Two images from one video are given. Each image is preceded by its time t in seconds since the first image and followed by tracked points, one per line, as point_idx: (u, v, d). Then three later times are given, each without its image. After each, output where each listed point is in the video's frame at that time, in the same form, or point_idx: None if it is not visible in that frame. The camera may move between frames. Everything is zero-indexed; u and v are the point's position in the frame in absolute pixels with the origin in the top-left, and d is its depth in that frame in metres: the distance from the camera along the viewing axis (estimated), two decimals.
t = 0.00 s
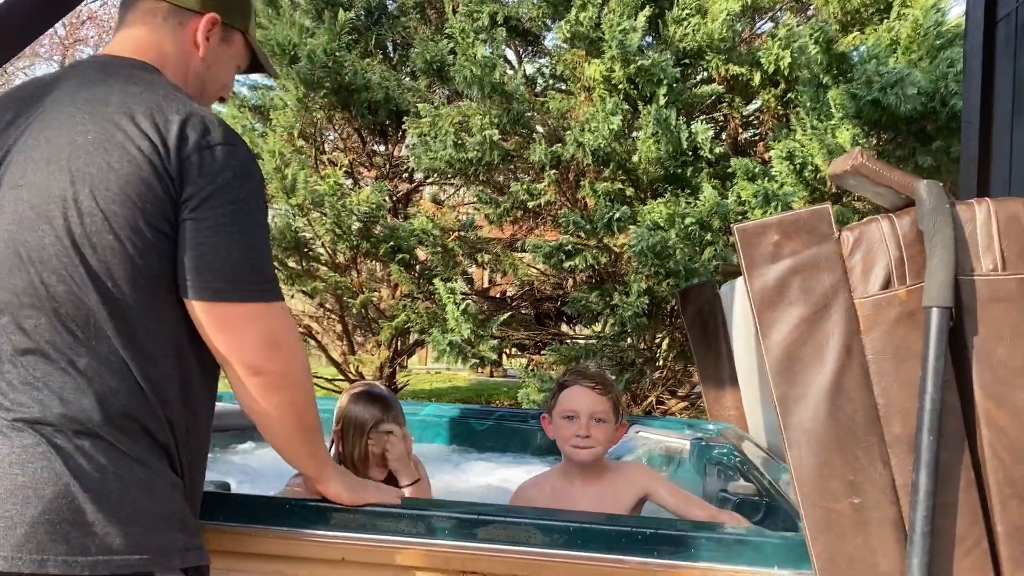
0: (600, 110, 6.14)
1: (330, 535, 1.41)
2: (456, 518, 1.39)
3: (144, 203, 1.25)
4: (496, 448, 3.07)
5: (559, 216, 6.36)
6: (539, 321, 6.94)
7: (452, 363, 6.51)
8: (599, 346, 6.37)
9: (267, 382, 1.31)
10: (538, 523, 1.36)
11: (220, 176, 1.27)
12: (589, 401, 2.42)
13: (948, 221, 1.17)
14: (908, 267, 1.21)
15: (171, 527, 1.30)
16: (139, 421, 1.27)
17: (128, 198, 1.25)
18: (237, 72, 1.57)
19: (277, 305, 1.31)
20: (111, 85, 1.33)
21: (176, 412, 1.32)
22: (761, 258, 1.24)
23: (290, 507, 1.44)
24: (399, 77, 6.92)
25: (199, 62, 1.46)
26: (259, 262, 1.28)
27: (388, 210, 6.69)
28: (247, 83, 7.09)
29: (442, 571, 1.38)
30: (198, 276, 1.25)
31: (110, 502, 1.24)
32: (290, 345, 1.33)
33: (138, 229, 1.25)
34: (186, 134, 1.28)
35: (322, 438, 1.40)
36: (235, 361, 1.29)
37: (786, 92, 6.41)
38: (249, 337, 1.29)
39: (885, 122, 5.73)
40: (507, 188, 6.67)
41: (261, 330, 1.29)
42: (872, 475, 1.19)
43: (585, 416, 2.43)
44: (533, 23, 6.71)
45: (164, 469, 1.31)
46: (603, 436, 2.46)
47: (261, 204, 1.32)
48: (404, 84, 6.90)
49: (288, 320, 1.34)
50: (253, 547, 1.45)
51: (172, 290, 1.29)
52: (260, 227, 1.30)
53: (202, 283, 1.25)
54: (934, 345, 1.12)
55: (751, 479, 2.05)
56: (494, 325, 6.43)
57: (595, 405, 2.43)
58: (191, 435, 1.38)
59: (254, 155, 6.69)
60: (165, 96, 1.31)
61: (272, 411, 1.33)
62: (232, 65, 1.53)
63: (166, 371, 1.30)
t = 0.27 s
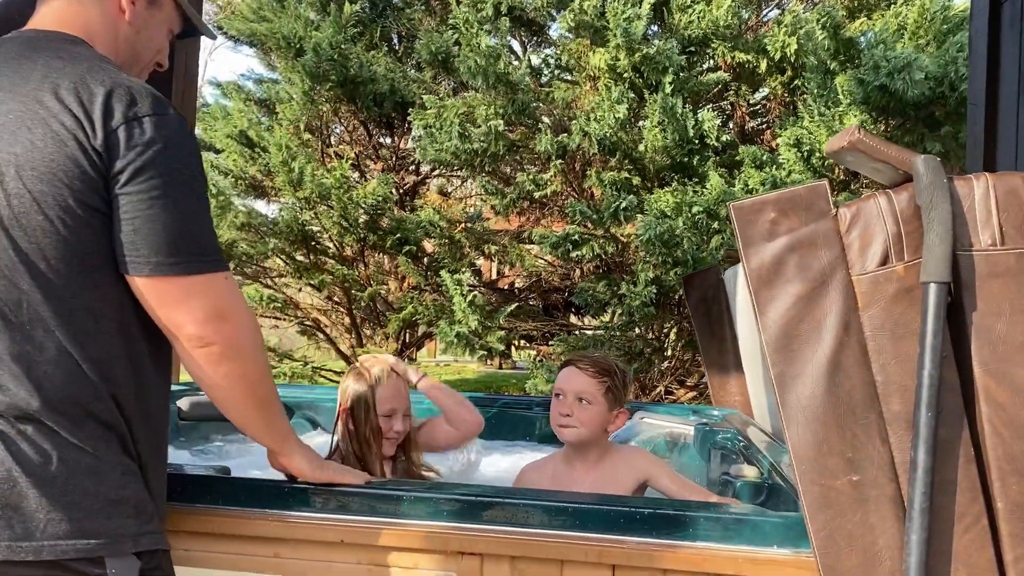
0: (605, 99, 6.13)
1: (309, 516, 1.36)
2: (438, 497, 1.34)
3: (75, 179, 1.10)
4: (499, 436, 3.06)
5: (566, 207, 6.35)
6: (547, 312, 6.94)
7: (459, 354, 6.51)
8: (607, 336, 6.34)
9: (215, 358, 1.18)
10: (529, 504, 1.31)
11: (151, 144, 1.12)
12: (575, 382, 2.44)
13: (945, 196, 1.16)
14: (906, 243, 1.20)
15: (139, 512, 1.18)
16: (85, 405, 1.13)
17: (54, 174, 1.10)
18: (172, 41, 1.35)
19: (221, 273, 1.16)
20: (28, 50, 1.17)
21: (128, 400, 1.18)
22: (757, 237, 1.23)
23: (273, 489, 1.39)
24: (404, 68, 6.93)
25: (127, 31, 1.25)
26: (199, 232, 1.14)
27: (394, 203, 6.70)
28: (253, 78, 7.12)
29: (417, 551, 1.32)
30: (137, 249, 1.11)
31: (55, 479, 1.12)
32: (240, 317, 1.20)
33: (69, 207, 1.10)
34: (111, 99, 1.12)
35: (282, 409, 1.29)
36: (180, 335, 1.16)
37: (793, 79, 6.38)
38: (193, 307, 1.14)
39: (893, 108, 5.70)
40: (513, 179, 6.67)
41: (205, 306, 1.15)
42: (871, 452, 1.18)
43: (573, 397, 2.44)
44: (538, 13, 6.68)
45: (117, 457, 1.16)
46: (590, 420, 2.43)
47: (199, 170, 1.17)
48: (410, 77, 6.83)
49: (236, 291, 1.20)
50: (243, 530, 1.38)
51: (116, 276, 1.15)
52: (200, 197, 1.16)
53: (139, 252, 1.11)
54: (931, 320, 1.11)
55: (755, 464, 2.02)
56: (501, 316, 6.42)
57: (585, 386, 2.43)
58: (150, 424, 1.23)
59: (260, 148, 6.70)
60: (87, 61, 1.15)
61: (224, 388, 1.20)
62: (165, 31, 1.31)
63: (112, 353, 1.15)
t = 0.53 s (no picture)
0: (611, 88, 6.12)
1: (316, 503, 1.37)
2: (444, 484, 1.35)
3: (19, 159, 1.03)
4: (504, 426, 3.07)
5: (572, 197, 6.34)
6: (554, 303, 6.94)
7: (467, 345, 6.51)
8: (614, 326, 6.34)
9: (163, 344, 1.08)
10: (529, 490, 1.32)
11: (91, 119, 1.03)
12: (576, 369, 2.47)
13: (942, 179, 1.16)
14: (902, 227, 1.21)
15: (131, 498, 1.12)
16: (60, 389, 1.07)
17: None
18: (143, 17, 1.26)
19: (164, 249, 1.07)
20: None
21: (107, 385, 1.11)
22: (753, 222, 1.23)
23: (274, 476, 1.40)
24: (409, 60, 6.93)
25: (88, 13, 1.16)
26: (145, 210, 1.05)
27: (401, 194, 6.71)
28: (258, 71, 7.11)
29: (421, 537, 1.33)
30: (80, 228, 1.02)
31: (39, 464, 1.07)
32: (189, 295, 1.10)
33: (16, 188, 1.03)
34: (55, 76, 1.04)
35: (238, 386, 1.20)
36: (123, 322, 1.07)
37: (799, 67, 6.36)
38: (135, 292, 1.05)
39: (900, 95, 5.67)
40: (519, 170, 6.66)
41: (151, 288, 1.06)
42: (868, 436, 1.19)
43: (572, 383, 2.47)
44: (543, 3, 6.67)
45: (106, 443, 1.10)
46: (587, 407, 2.45)
47: (152, 146, 1.08)
48: (415, 68, 6.90)
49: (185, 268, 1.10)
50: (246, 517, 1.40)
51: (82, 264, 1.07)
52: (152, 177, 1.07)
53: (80, 233, 1.02)
54: (927, 303, 1.11)
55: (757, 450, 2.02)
56: (508, 307, 6.43)
57: (582, 372, 2.45)
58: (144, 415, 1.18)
59: (267, 142, 6.71)
60: (38, 42, 1.07)
61: (173, 376, 1.11)
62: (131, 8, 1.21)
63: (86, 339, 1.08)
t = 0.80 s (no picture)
0: (617, 76, 6.09)
1: (323, 490, 1.38)
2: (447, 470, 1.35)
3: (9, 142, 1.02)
4: (512, 413, 3.07)
5: (579, 185, 6.33)
6: (562, 292, 6.93)
7: (475, 336, 6.52)
8: (623, 315, 6.34)
9: (163, 327, 1.09)
10: (533, 476, 1.31)
11: (82, 102, 1.03)
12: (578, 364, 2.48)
13: (946, 161, 1.15)
14: (907, 209, 1.20)
15: (134, 490, 1.13)
16: (57, 378, 1.07)
17: None
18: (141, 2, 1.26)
19: (161, 233, 1.07)
20: None
21: (107, 372, 1.11)
22: (757, 206, 1.23)
23: (278, 467, 1.40)
24: (414, 50, 6.92)
25: None
26: (138, 192, 1.05)
27: (408, 185, 6.71)
28: (264, 63, 7.09)
29: (427, 522, 1.34)
30: (74, 210, 1.02)
31: (36, 455, 1.07)
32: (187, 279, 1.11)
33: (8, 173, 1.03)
34: (45, 60, 1.04)
35: (235, 372, 1.22)
36: (122, 306, 1.07)
37: (807, 53, 6.33)
38: (136, 273, 1.06)
39: (908, 80, 5.62)
40: (526, 159, 6.65)
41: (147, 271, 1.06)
42: (873, 419, 1.18)
43: (576, 377, 2.47)
44: None
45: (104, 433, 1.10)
46: (587, 399, 2.44)
47: (146, 128, 1.08)
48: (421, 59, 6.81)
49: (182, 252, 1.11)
50: (253, 505, 1.40)
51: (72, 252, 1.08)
52: (146, 159, 1.07)
53: (72, 220, 1.03)
54: (932, 285, 1.10)
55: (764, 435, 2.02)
56: (516, 297, 6.42)
57: (584, 366, 2.45)
58: (143, 399, 1.18)
59: (274, 134, 6.72)
60: (29, 28, 1.07)
61: (172, 360, 1.11)
62: None
63: (83, 326, 1.09)
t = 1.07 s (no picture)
0: (623, 62, 6.07)
1: (332, 480, 1.39)
2: (457, 460, 1.36)
3: (44, 138, 1.05)
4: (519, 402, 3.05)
5: (585, 173, 6.31)
6: (569, 280, 6.90)
7: (482, 324, 6.52)
8: (630, 303, 6.34)
9: (193, 318, 1.12)
10: (543, 465, 1.32)
11: (114, 97, 1.06)
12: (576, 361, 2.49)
13: (951, 147, 1.15)
14: (912, 197, 1.20)
15: (155, 483, 1.14)
16: (83, 372, 1.09)
17: (23, 139, 1.06)
18: None
19: (192, 227, 1.11)
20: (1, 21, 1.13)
21: (133, 365, 1.13)
22: (761, 193, 1.23)
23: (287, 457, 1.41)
24: (419, 38, 6.91)
25: None
26: (171, 187, 1.09)
27: (413, 174, 6.71)
28: (269, 53, 7.08)
29: (435, 511, 1.34)
30: (106, 204, 1.05)
31: (64, 449, 1.09)
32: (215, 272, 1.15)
33: (41, 169, 1.06)
34: (75, 57, 1.07)
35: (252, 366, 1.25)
36: (153, 296, 1.10)
37: (813, 37, 6.30)
38: (169, 263, 1.09)
39: (916, 64, 5.58)
40: (532, 147, 6.63)
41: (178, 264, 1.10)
42: (878, 407, 1.19)
43: (574, 373, 2.48)
44: None
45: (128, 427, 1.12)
46: (585, 395, 2.44)
47: (173, 123, 1.12)
48: (425, 47, 6.86)
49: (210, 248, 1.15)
50: (262, 495, 1.42)
51: (102, 245, 1.10)
52: (174, 151, 1.10)
53: (106, 216, 1.06)
54: (937, 273, 1.10)
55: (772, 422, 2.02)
56: (522, 285, 6.41)
57: (580, 364, 2.45)
58: (161, 392, 1.20)
59: (279, 124, 6.72)
60: (55, 24, 1.10)
61: (199, 350, 1.14)
62: None
63: (110, 320, 1.11)
